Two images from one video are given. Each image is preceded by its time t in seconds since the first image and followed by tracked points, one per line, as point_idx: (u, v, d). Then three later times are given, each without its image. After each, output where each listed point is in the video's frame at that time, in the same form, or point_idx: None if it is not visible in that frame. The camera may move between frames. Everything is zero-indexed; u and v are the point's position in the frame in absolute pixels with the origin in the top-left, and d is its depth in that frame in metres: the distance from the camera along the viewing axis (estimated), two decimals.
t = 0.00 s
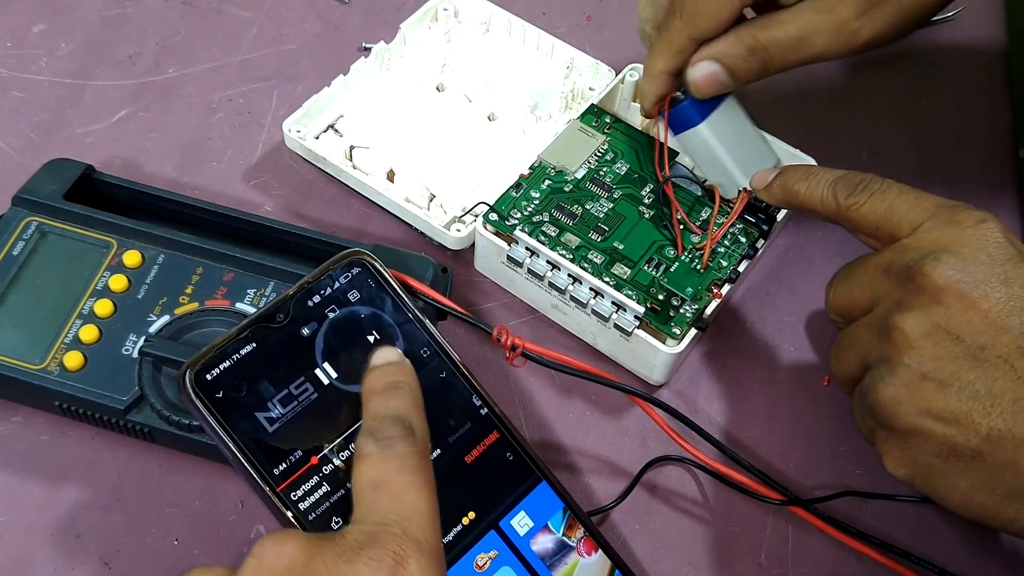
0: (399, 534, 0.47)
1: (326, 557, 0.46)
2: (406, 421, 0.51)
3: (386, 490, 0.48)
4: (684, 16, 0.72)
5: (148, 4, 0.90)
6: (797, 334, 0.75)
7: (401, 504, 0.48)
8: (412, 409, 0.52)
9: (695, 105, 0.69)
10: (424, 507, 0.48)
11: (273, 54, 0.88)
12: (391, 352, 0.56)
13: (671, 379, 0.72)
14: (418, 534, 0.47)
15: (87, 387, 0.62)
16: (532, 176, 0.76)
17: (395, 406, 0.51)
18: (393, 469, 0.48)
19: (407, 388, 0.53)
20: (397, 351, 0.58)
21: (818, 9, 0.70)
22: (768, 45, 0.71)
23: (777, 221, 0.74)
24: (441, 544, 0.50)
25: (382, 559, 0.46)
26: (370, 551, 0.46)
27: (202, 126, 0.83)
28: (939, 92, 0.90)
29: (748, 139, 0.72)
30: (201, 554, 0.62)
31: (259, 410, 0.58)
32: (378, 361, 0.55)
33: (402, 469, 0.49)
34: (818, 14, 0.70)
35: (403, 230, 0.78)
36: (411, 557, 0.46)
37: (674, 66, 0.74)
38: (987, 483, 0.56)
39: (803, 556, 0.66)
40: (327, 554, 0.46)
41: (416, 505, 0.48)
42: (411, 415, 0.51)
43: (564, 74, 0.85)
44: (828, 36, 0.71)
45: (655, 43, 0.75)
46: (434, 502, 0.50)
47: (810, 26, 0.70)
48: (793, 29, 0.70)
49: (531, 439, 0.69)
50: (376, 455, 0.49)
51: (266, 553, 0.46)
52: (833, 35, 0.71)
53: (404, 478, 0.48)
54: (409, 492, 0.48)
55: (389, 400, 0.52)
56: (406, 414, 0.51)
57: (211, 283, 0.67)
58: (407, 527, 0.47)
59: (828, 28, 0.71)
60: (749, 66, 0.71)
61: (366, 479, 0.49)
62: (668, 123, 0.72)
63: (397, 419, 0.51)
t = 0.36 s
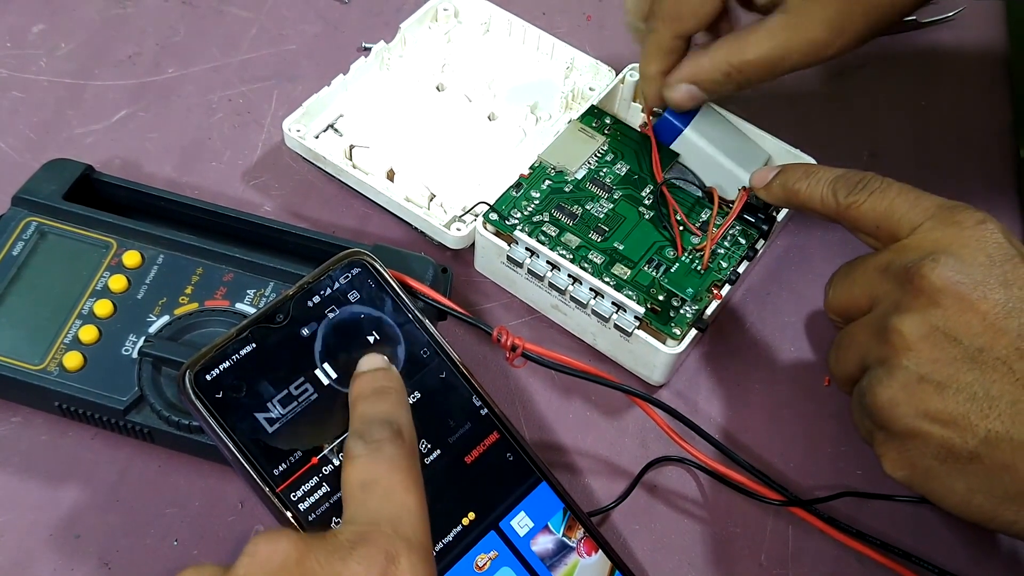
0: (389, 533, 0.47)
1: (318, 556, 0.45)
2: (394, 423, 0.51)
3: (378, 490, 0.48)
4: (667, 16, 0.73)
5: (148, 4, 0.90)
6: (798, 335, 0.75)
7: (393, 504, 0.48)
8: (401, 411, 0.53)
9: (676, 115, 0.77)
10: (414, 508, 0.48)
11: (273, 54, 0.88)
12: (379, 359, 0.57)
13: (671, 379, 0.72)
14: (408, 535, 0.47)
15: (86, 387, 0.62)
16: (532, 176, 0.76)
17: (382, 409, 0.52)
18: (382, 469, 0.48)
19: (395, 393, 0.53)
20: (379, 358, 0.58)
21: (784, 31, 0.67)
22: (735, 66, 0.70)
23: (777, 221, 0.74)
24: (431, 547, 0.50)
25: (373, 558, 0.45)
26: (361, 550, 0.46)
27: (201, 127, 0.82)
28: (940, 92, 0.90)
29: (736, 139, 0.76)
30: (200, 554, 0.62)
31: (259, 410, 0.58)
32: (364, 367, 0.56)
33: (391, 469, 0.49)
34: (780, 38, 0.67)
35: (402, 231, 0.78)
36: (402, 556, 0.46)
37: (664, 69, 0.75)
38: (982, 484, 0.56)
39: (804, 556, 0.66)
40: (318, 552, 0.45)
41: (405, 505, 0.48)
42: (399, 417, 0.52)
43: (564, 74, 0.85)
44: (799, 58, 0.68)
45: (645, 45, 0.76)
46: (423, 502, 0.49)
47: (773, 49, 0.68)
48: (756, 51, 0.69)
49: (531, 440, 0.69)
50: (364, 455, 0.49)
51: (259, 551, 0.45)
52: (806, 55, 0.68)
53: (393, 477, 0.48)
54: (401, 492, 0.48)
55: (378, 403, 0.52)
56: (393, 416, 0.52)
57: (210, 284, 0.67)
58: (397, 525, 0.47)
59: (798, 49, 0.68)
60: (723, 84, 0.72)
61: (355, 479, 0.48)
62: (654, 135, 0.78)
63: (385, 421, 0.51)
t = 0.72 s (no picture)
0: (399, 539, 0.47)
1: (327, 560, 0.46)
2: (407, 424, 0.51)
3: (388, 494, 0.48)
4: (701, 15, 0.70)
5: (148, 5, 0.90)
6: (796, 335, 0.75)
7: (403, 509, 0.48)
8: (415, 413, 0.52)
9: (678, 111, 0.72)
10: (426, 512, 0.49)
11: (272, 55, 0.88)
12: (394, 356, 0.56)
13: (670, 380, 0.72)
14: (418, 540, 0.48)
15: (86, 388, 0.62)
16: (530, 177, 0.76)
17: (394, 409, 0.51)
18: (394, 473, 0.48)
19: (408, 392, 0.53)
20: (397, 355, 0.57)
21: (830, 96, 0.69)
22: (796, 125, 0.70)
23: (776, 222, 0.74)
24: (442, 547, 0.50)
25: (383, 564, 0.46)
26: (371, 555, 0.46)
27: (201, 128, 0.83)
28: (938, 93, 0.90)
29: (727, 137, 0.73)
30: (199, 554, 0.62)
31: (258, 410, 0.58)
32: (380, 364, 0.56)
33: (401, 471, 0.49)
34: (836, 106, 0.69)
35: (401, 231, 0.78)
36: (411, 562, 0.46)
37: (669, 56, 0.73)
38: (940, 474, 0.52)
39: (801, 556, 0.66)
40: (327, 559, 0.46)
41: (415, 510, 0.48)
42: (412, 418, 0.52)
43: (563, 75, 0.85)
44: (852, 117, 0.70)
45: (657, 24, 0.74)
46: (435, 505, 0.50)
47: (829, 116, 0.69)
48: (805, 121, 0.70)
49: (530, 440, 0.69)
50: (376, 458, 0.49)
51: (268, 556, 0.46)
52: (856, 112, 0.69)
53: (405, 481, 0.48)
54: (412, 496, 0.48)
55: (391, 403, 0.52)
56: (406, 416, 0.51)
57: (210, 285, 0.67)
58: (407, 531, 0.47)
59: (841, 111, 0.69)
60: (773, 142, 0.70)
61: (366, 482, 0.49)
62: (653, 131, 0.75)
63: (398, 421, 0.51)
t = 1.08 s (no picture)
0: (388, 535, 0.47)
1: (317, 555, 0.46)
2: (394, 423, 0.51)
3: (376, 491, 0.48)
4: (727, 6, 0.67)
5: (148, 5, 0.90)
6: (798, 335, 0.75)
7: (391, 506, 0.48)
8: (402, 412, 0.52)
9: (713, 106, 0.72)
10: (414, 509, 0.48)
11: (273, 55, 0.88)
12: (382, 356, 0.56)
13: (671, 381, 0.72)
14: (407, 535, 0.47)
15: (86, 388, 0.62)
16: (531, 177, 0.76)
17: (382, 409, 0.52)
18: (382, 470, 0.48)
19: (395, 391, 0.53)
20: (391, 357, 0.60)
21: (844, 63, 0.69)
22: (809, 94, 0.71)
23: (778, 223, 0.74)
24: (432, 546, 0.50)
25: (371, 559, 0.45)
26: (359, 551, 0.46)
27: (201, 128, 0.83)
28: (940, 94, 0.90)
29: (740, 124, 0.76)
30: (200, 555, 0.62)
31: (259, 411, 0.58)
32: (366, 365, 0.55)
33: (390, 469, 0.48)
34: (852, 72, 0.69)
35: (402, 231, 0.78)
36: (400, 557, 0.46)
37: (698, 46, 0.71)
38: (911, 381, 0.51)
39: (803, 557, 0.66)
40: (317, 554, 0.46)
41: (404, 506, 0.48)
42: (400, 417, 0.52)
43: (564, 75, 0.85)
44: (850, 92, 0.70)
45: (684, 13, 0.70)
46: (424, 502, 0.49)
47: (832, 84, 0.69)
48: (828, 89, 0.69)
49: (531, 441, 0.69)
50: (364, 457, 0.49)
51: (258, 554, 0.46)
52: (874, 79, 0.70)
53: (393, 478, 0.48)
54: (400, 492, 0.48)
55: (379, 404, 0.52)
56: (393, 416, 0.51)
57: (210, 285, 0.67)
58: (396, 527, 0.47)
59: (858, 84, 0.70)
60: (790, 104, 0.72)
61: (354, 481, 0.48)
62: (683, 119, 0.74)
63: (385, 421, 0.51)
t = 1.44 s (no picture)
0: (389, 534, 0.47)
1: (319, 556, 0.46)
2: (395, 424, 0.51)
3: (377, 492, 0.48)
4: None
5: (148, 5, 0.90)
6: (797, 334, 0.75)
7: (392, 506, 0.48)
8: (403, 414, 0.52)
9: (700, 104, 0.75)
10: (415, 509, 0.48)
11: (273, 55, 0.88)
12: (383, 359, 0.56)
13: (671, 381, 0.72)
14: (408, 535, 0.47)
15: (87, 388, 0.62)
16: (532, 177, 0.76)
17: (382, 411, 0.51)
18: (383, 471, 0.48)
19: (396, 394, 0.53)
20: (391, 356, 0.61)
21: None
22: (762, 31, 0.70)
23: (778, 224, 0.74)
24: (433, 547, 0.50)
25: (373, 559, 0.46)
26: (361, 551, 0.46)
27: (202, 128, 0.83)
28: (940, 94, 0.90)
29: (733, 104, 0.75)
30: (201, 554, 0.62)
31: (259, 411, 0.58)
32: (367, 368, 0.55)
33: (391, 470, 0.48)
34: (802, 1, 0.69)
35: (403, 231, 0.78)
36: (401, 556, 0.46)
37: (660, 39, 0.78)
38: (898, 369, 0.52)
39: (803, 557, 0.66)
40: (321, 553, 0.46)
41: (405, 506, 0.48)
42: (401, 419, 0.52)
43: (564, 76, 0.85)
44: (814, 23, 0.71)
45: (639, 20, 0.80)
46: (425, 503, 0.49)
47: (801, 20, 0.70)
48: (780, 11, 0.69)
49: (532, 440, 0.69)
50: (365, 457, 0.49)
51: (259, 553, 0.46)
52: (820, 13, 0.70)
53: (394, 479, 0.48)
54: (401, 492, 0.48)
55: (380, 405, 0.52)
56: (394, 418, 0.51)
57: (211, 285, 0.67)
58: (396, 527, 0.47)
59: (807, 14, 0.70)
60: (749, 56, 0.71)
61: (356, 482, 0.48)
62: (673, 122, 0.77)
63: (386, 422, 0.51)
